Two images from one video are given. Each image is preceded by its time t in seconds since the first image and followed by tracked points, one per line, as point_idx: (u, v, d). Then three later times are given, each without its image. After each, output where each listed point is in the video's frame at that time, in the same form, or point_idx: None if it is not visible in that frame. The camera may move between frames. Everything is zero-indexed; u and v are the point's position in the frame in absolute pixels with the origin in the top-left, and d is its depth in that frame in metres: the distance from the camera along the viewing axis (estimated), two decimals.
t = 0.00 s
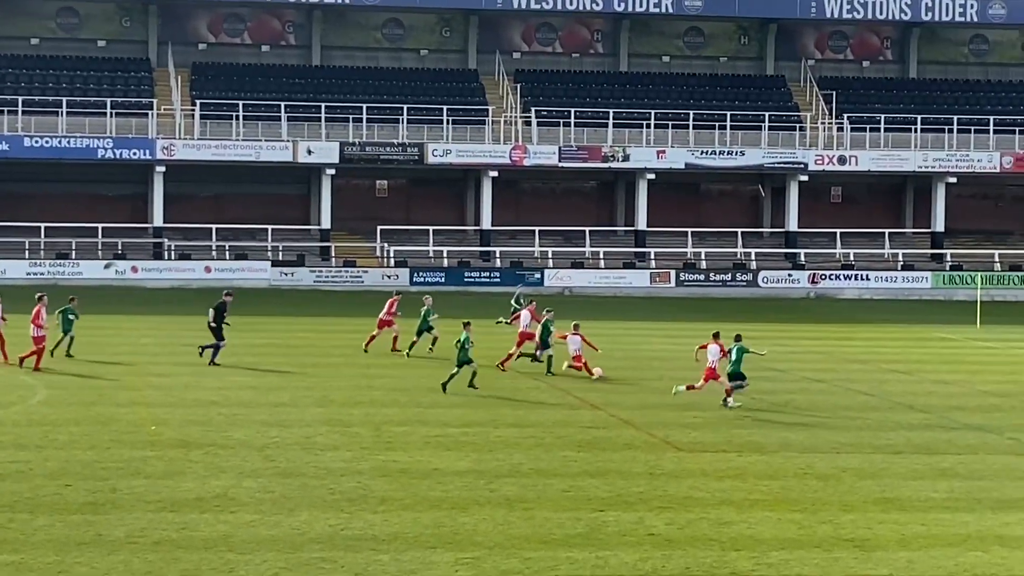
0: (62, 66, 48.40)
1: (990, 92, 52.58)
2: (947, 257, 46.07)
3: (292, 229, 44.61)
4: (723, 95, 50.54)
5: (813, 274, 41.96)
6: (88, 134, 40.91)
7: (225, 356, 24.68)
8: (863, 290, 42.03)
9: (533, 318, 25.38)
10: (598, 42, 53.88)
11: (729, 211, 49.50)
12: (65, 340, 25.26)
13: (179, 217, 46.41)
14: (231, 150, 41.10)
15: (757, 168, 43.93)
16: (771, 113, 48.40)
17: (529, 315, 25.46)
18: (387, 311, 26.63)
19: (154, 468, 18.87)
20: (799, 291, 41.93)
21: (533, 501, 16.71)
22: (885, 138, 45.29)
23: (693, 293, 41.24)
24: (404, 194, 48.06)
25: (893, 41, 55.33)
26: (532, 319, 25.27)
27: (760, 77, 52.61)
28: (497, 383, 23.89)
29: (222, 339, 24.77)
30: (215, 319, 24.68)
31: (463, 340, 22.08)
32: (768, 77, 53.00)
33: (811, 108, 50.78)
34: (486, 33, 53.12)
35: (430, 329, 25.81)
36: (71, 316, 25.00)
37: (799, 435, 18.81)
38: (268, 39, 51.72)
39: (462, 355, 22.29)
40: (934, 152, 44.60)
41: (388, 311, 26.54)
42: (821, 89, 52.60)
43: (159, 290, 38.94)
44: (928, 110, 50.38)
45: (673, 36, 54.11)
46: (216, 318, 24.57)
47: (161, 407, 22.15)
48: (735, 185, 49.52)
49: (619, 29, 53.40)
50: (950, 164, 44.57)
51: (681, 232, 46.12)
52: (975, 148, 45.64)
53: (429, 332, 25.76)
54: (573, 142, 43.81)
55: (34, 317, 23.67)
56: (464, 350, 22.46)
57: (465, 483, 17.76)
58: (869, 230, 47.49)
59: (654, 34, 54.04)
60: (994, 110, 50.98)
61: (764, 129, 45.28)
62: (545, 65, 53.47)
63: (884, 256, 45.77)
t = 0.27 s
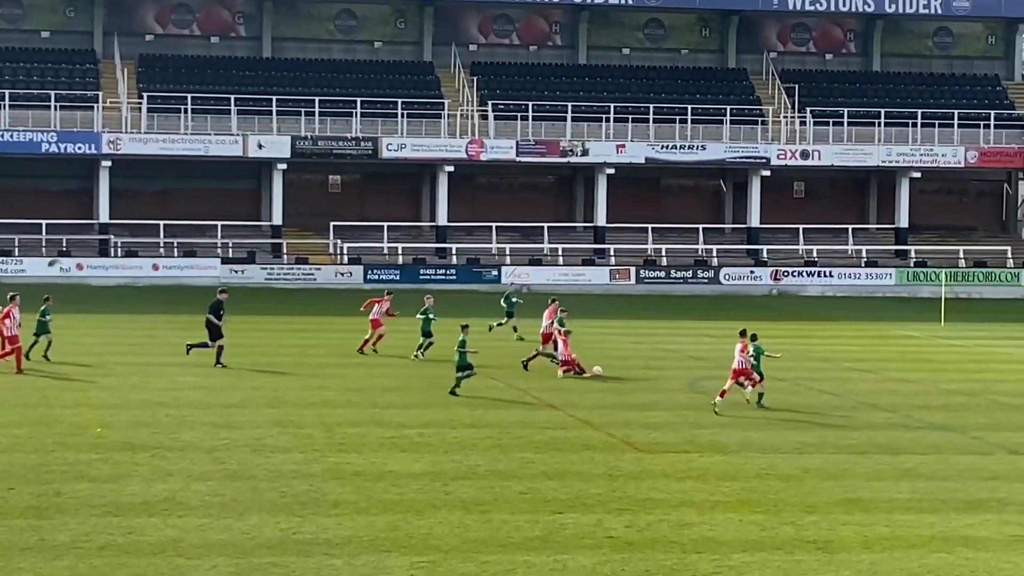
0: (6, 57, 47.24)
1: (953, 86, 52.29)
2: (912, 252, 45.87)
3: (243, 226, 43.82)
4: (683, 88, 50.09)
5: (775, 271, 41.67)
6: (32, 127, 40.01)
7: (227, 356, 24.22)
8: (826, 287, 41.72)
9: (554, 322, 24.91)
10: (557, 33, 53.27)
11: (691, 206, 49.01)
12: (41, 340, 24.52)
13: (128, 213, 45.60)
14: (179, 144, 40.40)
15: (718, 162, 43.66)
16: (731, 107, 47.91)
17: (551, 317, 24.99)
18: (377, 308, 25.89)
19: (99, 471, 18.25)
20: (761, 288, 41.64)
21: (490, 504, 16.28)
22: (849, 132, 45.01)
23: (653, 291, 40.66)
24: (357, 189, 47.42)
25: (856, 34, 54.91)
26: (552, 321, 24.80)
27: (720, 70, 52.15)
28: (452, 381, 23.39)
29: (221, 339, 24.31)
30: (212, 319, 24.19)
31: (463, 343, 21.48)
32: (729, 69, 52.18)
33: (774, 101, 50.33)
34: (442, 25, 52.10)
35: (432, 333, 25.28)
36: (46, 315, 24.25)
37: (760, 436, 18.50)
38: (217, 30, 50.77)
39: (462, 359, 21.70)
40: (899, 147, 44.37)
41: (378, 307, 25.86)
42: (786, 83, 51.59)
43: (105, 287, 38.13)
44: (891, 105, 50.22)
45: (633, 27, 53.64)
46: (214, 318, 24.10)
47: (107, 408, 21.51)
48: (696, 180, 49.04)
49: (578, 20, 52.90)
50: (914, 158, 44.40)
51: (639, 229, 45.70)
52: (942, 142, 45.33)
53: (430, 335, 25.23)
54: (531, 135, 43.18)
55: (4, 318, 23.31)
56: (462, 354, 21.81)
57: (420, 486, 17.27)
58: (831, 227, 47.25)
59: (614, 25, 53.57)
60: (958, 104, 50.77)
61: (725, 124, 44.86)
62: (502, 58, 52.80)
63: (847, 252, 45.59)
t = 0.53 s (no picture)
0: None
1: (918, 79, 51.53)
2: (877, 250, 45.42)
3: (194, 223, 42.98)
4: (645, 82, 49.28)
5: (738, 269, 41.05)
6: None
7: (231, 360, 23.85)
8: (789, 285, 41.05)
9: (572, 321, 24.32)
10: (514, 27, 52.18)
11: (651, 203, 48.50)
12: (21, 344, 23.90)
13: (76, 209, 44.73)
14: (128, 140, 39.63)
15: (680, 158, 43.20)
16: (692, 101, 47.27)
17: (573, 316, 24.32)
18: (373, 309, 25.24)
19: (45, 476, 17.62)
20: (723, 286, 40.92)
21: (447, 507, 15.86)
22: (812, 128, 44.65)
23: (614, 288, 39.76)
24: (312, 185, 46.54)
25: (819, 28, 54.13)
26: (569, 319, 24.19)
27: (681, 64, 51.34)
28: (409, 382, 22.92)
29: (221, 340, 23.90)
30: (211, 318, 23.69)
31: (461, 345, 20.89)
32: (689, 64, 51.74)
33: (738, 96, 49.72)
34: (397, 15, 51.34)
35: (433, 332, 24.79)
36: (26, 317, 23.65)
37: (722, 437, 18.20)
38: (167, 22, 49.73)
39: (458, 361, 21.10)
40: (863, 142, 44.10)
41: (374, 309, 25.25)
42: (748, 76, 51.49)
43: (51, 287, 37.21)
44: (853, 99, 49.69)
45: (593, 21, 52.70)
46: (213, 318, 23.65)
47: (53, 411, 20.86)
48: (657, 177, 48.46)
49: (536, 14, 51.86)
50: (879, 154, 44.04)
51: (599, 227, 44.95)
52: (907, 139, 44.62)
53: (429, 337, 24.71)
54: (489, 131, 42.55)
55: None
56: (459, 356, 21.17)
57: (376, 490, 16.78)
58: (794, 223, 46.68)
59: (574, 18, 52.55)
60: (924, 97, 50.35)
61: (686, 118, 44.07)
62: (459, 52, 51.83)
63: (812, 250, 44.91)
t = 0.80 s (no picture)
0: None
1: (883, 76, 48.88)
2: (845, 249, 43.30)
3: (148, 222, 41.87)
4: (610, 78, 47.07)
5: (704, 269, 39.54)
6: None
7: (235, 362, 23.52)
8: (755, 284, 39.57)
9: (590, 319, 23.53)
10: (476, 21, 49.68)
11: (614, 201, 45.87)
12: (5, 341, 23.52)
13: (30, 206, 43.91)
14: (82, 137, 38.78)
15: (644, 156, 41.63)
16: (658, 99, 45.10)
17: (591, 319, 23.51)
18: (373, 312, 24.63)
19: None
20: (689, 285, 39.48)
21: (408, 511, 15.49)
22: (779, 124, 42.99)
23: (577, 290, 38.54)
24: (269, 184, 44.29)
25: (786, 22, 51.21)
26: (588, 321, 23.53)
27: (646, 60, 48.40)
28: (369, 384, 22.49)
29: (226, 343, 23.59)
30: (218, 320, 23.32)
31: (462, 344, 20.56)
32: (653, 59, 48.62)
33: (702, 93, 47.29)
34: (355, 12, 48.39)
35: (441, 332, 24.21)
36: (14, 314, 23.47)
37: (688, 439, 17.92)
38: (121, 18, 46.92)
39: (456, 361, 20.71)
40: (829, 139, 42.47)
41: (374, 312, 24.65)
42: (712, 73, 48.44)
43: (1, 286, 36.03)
44: (820, 95, 46.75)
45: (555, 16, 49.85)
46: (220, 319, 23.28)
47: (5, 414, 20.28)
48: (621, 174, 45.85)
49: (499, 7, 49.36)
50: (847, 151, 42.35)
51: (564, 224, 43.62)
52: (873, 136, 42.97)
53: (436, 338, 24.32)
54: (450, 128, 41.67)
55: None
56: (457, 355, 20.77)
57: (337, 494, 16.34)
58: (761, 221, 44.50)
59: (537, 13, 49.89)
60: (899, 94, 47.54)
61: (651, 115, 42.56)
62: (418, 47, 49.12)
63: (779, 250, 43.43)
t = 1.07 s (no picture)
0: None
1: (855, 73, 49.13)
2: (816, 247, 42.62)
3: (107, 223, 41.16)
4: (578, 76, 46.53)
5: (673, 268, 39.14)
6: None
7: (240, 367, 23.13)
8: (726, 284, 39.36)
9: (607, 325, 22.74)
10: (442, 18, 48.87)
11: (582, 201, 45.58)
12: None
13: None
14: (40, 136, 38.16)
15: (612, 154, 41.39)
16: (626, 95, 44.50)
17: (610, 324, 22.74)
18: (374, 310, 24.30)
19: None
20: (658, 286, 39.10)
21: (372, 515, 15.17)
22: (749, 122, 42.68)
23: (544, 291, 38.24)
24: (231, 183, 43.76)
25: (756, 20, 50.63)
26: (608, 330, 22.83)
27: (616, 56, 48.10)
28: (335, 387, 22.13)
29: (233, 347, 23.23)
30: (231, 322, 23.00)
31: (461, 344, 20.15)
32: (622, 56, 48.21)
33: (670, 90, 46.56)
34: (319, 7, 47.70)
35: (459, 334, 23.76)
36: None
37: (657, 442, 17.70)
38: (80, 14, 46.24)
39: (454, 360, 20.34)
40: (800, 137, 42.05)
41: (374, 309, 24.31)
42: (681, 70, 48.10)
43: None
44: (792, 93, 46.56)
45: (521, 13, 49.32)
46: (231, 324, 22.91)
47: None
48: (589, 173, 45.53)
49: (464, 4, 48.65)
50: (816, 150, 42.00)
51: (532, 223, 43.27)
52: (844, 133, 42.71)
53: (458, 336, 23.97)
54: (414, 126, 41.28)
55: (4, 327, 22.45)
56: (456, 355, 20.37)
57: (302, 499, 15.97)
58: (732, 220, 44.19)
59: (503, 9, 49.30)
60: (869, 93, 47.42)
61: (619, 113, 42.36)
62: (383, 44, 48.46)
63: (748, 249, 43.13)
